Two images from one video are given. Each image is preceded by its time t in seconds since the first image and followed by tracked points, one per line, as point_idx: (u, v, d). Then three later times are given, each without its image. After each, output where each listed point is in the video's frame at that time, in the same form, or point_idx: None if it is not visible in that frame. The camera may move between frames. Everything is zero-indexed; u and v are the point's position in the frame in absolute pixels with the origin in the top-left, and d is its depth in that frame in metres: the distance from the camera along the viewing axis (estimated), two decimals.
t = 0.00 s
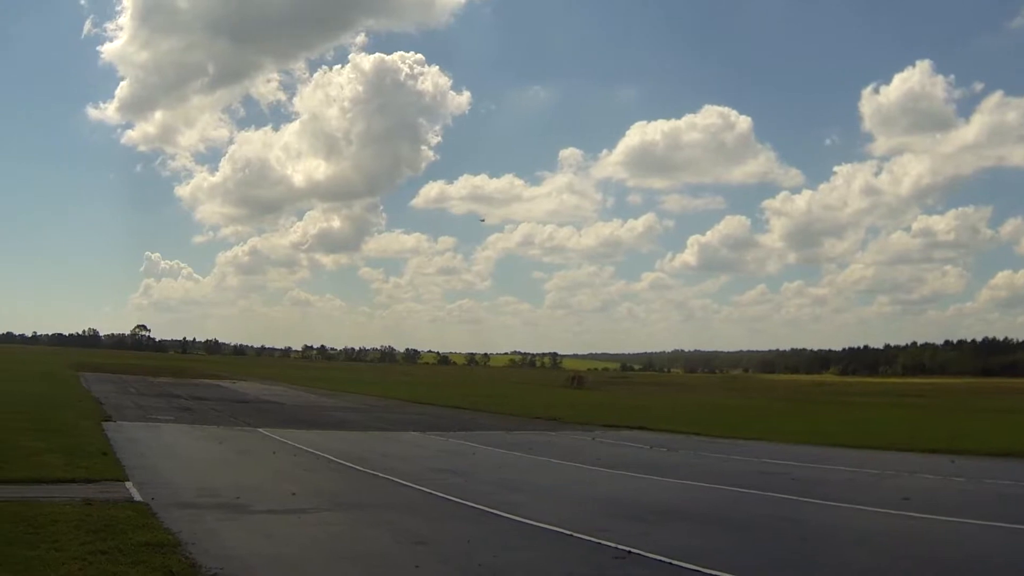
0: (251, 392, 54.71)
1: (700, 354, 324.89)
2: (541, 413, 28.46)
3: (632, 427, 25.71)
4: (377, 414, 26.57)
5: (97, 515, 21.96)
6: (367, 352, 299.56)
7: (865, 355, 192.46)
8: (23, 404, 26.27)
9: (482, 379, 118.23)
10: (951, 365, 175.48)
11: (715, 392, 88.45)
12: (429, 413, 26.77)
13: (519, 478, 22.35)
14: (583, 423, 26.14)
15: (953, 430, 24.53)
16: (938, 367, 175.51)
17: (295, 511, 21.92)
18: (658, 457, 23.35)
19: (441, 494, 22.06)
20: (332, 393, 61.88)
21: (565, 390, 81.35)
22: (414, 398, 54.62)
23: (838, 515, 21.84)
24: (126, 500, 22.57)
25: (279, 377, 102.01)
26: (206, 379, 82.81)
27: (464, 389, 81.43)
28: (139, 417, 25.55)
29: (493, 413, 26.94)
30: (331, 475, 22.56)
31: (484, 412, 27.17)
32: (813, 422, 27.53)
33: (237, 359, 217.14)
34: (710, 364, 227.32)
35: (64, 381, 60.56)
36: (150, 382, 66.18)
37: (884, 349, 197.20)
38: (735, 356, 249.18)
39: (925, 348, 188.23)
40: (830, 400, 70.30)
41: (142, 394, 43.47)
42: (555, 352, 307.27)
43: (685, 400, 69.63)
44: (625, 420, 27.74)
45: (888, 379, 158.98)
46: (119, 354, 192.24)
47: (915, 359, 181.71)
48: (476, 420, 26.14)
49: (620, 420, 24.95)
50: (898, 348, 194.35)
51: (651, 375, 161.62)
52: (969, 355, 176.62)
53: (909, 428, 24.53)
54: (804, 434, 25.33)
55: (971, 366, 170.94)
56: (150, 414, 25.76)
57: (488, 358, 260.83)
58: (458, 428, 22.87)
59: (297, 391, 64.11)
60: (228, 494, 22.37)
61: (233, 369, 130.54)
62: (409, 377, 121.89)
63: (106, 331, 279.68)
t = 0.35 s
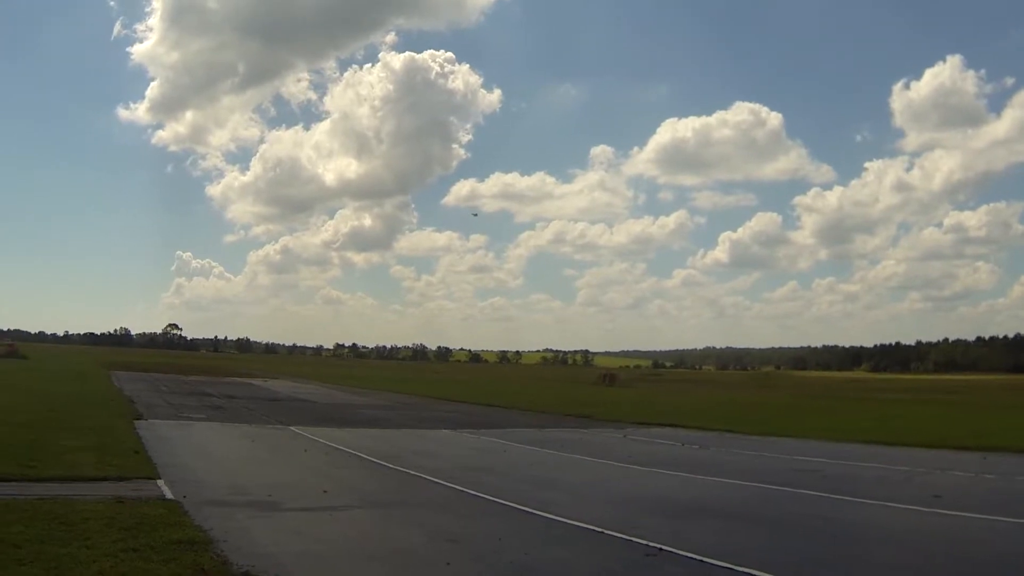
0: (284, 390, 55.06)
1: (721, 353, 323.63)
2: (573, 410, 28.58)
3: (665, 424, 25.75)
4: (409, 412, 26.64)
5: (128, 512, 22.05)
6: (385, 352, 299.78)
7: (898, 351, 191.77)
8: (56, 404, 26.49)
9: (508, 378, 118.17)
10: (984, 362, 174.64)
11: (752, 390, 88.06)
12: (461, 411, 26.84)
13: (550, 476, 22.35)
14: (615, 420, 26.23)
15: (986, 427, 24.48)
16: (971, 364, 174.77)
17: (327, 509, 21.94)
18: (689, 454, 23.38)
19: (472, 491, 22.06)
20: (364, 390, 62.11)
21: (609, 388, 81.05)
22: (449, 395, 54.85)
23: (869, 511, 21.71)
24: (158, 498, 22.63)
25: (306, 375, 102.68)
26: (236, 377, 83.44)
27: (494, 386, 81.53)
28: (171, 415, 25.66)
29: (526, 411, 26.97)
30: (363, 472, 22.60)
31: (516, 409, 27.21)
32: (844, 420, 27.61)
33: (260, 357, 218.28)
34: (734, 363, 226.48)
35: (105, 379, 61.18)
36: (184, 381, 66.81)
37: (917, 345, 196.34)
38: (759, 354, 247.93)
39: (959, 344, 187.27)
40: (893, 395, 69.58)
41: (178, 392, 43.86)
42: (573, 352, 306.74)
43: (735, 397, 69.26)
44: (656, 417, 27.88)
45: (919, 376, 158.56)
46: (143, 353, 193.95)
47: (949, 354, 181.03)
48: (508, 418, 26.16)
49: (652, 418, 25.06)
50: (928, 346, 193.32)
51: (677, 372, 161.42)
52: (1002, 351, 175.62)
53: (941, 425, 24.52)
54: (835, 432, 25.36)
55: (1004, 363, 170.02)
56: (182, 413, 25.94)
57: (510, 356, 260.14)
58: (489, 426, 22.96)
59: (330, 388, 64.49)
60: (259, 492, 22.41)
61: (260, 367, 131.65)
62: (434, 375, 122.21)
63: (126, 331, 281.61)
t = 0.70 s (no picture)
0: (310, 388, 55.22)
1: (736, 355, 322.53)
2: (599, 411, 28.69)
3: (692, 426, 25.81)
4: (436, 412, 26.72)
5: (154, 508, 22.09)
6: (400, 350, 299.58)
7: (926, 354, 191.29)
8: (84, 400, 26.67)
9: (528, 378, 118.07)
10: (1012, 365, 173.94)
11: (782, 392, 87.52)
12: (489, 411, 26.89)
13: (576, 476, 22.37)
14: (642, 421, 26.35)
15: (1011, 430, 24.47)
16: (999, 367, 174.28)
17: (354, 507, 21.97)
18: (716, 456, 23.45)
19: (497, 490, 22.08)
20: (390, 389, 62.25)
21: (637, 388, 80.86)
22: (477, 395, 54.93)
23: (896, 513, 21.59)
24: (184, 495, 22.69)
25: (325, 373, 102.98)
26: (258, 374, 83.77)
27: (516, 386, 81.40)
28: (197, 412, 25.79)
29: (555, 412, 27.02)
30: (389, 471, 22.67)
31: (545, 411, 27.26)
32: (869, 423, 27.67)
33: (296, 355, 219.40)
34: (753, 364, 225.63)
35: (134, 375, 61.54)
36: (208, 378, 67.19)
37: (945, 348, 195.78)
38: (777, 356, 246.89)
39: (987, 347, 186.54)
40: (944, 400, 68.79)
41: (207, 388, 44.15)
42: (588, 352, 306.14)
43: (789, 399, 69.02)
44: (682, 418, 27.95)
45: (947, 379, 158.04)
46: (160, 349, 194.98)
47: (976, 357, 180.48)
48: (538, 418, 26.25)
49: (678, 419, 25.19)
50: (950, 349, 192.09)
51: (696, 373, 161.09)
52: None
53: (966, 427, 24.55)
54: (861, 433, 25.44)
55: None
56: (207, 409, 26.13)
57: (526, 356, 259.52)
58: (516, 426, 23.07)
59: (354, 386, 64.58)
60: (286, 490, 22.47)
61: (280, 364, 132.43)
62: (453, 374, 122.51)
63: (141, 327, 282.70)
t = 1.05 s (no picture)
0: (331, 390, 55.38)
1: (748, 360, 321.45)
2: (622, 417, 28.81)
3: (716, 433, 25.84)
4: (459, 416, 26.82)
5: (175, 509, 22.13)
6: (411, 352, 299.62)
7: (947, 361, 190.26)
8: (108, 401, 26.82)
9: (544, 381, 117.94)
10: None
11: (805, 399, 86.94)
12: (512, 416, 26.95)
13: (596, 481, 22.40)
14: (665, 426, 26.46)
15: None
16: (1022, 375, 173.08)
17: (374, 509, 21.98)
18: (736, 462, 23.50)
19: (518, 493, 22.12)
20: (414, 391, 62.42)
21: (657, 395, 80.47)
22: (499, 399, 55.02)
23: (917, 521, 21.49)
24: (205, 495, 22.75)
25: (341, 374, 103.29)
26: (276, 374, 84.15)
27: (534, 390, 81.36)
28: (220, 413, 25.97)
29: (578, 417, 27.07)
30: (410, 474, 22.71)
31: (569, 416, 27.33)
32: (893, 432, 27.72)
33: (313, 356, 220.30)
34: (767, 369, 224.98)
35: (160, 375, 62.15)
36: (229, 378, 67.52)
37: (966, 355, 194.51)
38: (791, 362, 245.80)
39: (1010, 355, 185.24)
40: (982, 412, 68.00)
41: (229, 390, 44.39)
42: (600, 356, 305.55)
43: (831, 407, 68.64)
44: (706, 425, 28.10)
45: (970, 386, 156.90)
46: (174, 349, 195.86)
47: (998, 364, 179.39)
48: (562, 422, 26.36)
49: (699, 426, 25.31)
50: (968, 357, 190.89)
51: (711, 377, 160.54)
52: None
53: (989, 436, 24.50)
54: (883, 441, 25.44)
55: None
56: (230, 411, 26.31)
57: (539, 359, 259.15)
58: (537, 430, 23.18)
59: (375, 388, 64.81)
60: (306, 491, 22.49)
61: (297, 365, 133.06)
62: (471, 376, 122.99)
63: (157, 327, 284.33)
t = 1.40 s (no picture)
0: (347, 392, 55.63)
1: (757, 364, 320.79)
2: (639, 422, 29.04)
3: (734, 440, 25.93)
4: (477, 419, 26.99)
5: (192, 509, 22.16)
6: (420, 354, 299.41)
7: (966, 369, 189.26)
8: (126, 401, 27.00)
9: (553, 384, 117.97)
10: None
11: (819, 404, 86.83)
12: (530, 420, 27.08)
13: (613, 485, 22.46)
14: (684, 433, 26.59)
15: None
16: None
17: (391, 511, 22.01)
18: (754, 469, 23.57)
19: (537, 496, 22.20)
20: (437, 394, 62.60)
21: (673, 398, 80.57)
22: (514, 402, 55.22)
23: (935, 529, 21.41)
24: (223, 495, 22.82)
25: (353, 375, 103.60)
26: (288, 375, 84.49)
27: (546, 393, 81.46)
28: (239, 414, 26.22)
29: (596, 423, 27.18)
30: (428, 477, 22.77)
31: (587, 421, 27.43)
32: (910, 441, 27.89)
33: (329, 356, 220.91)
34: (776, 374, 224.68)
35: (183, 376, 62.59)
36: (244, 378, 67.90)
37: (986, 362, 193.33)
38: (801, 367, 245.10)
39: None
40: None
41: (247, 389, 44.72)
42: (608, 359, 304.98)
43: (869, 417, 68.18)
44: (722, 431, 28.32)
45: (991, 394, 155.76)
46: (184, 348, 196.61)
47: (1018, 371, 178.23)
48: (582, 427, 26.48)
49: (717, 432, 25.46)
50: (978, 364, 190.34)
51: (721, 382, 160.31)
52: None
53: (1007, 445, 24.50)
54: (900, 449, 25.50)
55: None
56: (250, 413, 26.53)
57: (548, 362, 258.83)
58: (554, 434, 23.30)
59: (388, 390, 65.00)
60: (324, 493, 22.54)
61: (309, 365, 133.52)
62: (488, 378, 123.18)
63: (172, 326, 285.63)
